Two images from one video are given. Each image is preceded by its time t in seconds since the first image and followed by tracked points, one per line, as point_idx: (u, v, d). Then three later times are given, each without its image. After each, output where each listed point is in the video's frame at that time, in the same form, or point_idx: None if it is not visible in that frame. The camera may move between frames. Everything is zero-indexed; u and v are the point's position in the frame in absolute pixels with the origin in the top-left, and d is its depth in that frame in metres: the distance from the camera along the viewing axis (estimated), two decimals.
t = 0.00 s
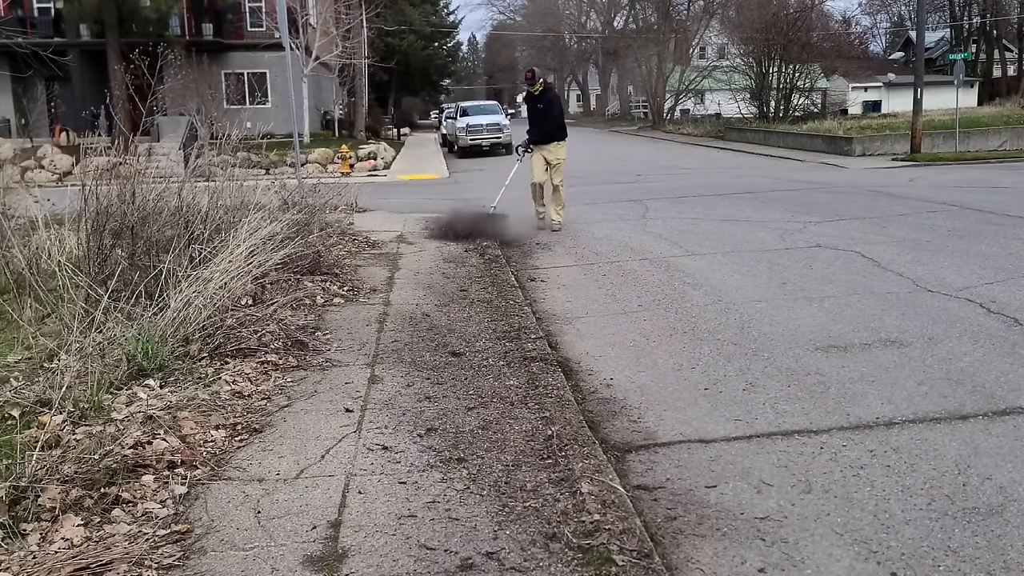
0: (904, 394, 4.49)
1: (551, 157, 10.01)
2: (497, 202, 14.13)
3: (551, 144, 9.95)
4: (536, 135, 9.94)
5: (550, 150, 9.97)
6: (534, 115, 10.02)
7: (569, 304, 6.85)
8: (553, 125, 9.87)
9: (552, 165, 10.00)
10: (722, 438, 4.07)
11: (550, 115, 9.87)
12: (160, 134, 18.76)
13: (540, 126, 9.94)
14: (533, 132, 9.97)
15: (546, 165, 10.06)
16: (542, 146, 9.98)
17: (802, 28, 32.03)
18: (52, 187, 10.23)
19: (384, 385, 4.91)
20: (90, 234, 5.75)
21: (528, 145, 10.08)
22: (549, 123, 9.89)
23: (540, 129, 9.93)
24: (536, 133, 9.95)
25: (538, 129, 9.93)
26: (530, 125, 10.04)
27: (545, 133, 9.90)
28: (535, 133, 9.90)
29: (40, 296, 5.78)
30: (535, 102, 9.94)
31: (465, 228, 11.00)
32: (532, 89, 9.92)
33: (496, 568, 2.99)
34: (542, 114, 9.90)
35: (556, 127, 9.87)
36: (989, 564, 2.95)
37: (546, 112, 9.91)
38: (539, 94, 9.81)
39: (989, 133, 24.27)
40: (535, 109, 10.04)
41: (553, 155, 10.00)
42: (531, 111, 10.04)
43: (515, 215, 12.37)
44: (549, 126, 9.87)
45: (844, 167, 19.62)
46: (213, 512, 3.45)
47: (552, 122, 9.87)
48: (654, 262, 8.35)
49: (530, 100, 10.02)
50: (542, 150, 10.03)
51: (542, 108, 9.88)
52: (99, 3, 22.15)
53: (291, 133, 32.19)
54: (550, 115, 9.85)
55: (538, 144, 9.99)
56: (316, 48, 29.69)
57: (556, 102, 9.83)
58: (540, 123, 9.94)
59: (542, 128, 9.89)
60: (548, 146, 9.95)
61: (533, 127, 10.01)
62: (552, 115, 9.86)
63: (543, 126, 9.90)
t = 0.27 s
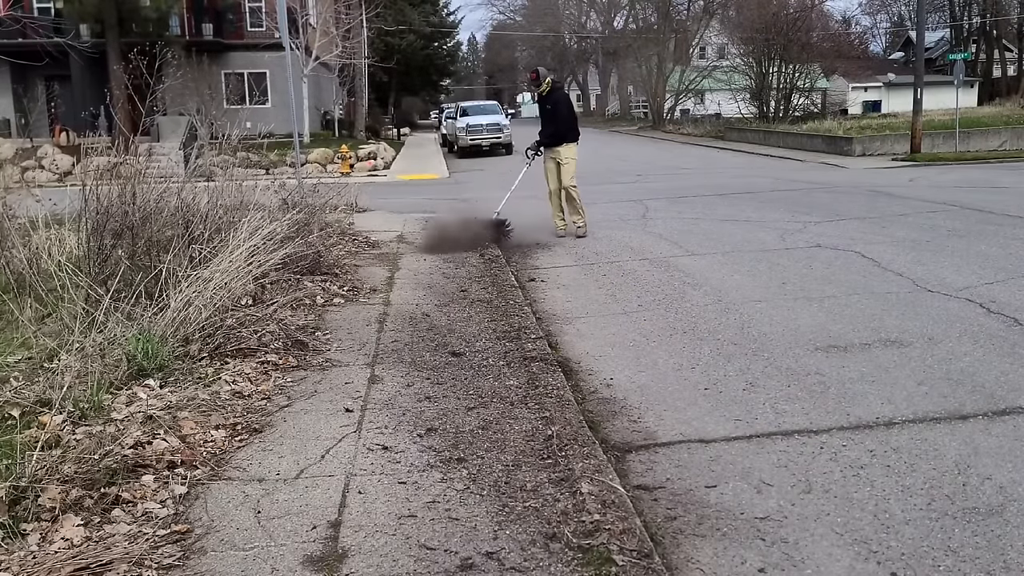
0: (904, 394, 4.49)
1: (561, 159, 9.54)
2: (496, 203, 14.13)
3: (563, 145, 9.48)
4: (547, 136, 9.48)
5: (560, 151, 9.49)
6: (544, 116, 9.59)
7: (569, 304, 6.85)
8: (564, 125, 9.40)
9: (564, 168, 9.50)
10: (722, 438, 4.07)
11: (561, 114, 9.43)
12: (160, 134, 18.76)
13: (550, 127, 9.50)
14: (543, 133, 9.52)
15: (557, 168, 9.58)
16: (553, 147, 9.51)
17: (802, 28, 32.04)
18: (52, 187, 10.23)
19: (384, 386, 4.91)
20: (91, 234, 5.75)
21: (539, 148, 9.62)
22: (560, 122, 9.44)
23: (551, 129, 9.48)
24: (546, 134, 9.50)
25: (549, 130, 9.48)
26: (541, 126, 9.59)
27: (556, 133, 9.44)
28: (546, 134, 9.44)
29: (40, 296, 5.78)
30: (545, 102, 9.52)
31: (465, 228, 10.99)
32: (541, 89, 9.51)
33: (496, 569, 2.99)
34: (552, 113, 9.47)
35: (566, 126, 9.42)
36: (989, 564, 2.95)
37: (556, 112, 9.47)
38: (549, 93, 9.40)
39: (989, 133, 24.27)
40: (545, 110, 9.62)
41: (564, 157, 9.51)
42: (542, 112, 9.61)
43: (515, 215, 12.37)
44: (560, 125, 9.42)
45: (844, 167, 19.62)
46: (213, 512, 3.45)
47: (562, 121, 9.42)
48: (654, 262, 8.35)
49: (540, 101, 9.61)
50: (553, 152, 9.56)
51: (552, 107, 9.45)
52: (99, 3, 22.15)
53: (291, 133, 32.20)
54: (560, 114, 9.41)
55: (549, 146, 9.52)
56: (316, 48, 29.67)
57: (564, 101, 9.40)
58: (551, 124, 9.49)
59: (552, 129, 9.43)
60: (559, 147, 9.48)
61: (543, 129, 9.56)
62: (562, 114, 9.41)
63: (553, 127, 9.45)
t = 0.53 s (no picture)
0: (904, 394, 4.49)
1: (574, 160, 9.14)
2: (497, 203, 14.14)
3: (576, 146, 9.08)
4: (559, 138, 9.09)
5: (574, 153, 9.09)
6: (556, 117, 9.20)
7: (569, 304, 6.85)
8: (575, 125, 9.00)
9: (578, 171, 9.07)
10: (722, 438, 4.07)
11: (573, 113, 9.02)
12: (160, 133, 18.75)
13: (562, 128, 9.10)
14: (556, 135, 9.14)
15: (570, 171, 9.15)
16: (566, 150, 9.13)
17: (801, 28, 32.04)
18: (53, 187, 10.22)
19: (384, 386, 4.91)
20: (91, 234, 5.75)
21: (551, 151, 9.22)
22: (573, 122, 9.05)
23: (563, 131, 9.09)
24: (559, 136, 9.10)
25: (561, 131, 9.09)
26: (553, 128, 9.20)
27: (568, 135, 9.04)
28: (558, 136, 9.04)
29: (41, 296, 5.78)
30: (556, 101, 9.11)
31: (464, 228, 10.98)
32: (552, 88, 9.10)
33: (496, 568, 2.99)
34: (564, 113, 9.07)
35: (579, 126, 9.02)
36: (989, 564, 2.95)
37: (568, 111, 9.06)
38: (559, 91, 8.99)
39: (989, 133, 24.27)
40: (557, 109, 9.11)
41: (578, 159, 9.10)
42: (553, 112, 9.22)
43: (515, 215, 12.36)
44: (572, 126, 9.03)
45: (844, 167, 19.61)
46: (213, 512, 3.45)
47: (575, 121, 9.01)
48: (654, 262, 8.35)
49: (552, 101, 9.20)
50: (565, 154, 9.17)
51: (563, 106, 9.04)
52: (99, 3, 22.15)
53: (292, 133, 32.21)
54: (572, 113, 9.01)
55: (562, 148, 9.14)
56: (316, 48, 29.67)
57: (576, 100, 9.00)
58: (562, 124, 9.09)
59: (565, 130, 9.03)
60: (572, 149, 9.09)
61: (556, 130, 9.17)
62: (574, 113, 9.00)
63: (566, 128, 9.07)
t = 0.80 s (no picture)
0: (904, 394, 4.49)
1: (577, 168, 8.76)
2: (497, 203, 14.14)
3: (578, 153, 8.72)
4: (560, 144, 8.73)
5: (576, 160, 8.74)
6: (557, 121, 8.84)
7: (569, 304, 6.85)
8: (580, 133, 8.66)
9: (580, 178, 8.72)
10: (722, 438, 4.07)
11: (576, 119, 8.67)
12: (160, 134, 18.76)
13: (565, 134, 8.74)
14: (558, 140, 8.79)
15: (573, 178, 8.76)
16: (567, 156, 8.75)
17: (801, 28, 32.04)
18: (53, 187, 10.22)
19: (384, 386, 4.91)
20: (91, 234, 5.75)
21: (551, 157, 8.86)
22: (576, 128, 8.69)
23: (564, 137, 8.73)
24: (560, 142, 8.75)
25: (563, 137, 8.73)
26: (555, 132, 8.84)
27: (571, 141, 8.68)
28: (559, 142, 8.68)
29: (41, 296, 5.78)
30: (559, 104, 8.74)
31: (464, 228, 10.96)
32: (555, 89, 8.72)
33: (496, 568, 2.99)
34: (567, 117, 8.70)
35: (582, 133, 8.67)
36: (989, 564, 2.95)
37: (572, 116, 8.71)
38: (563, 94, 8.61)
39: (989, 133, 24.27)
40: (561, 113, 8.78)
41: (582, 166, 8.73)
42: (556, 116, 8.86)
43: (515, 215, 12.36)
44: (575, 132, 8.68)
45: (844, 167, 19.62)
46: (213, 512, 3.45)
47: (578, 127, 8.66)
48: (654, 262, 8.35)
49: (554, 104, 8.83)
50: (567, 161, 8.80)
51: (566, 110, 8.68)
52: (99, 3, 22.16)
53: (292, 133, 32.21)
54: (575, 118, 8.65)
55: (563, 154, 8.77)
56: (316, 47, 29.65)
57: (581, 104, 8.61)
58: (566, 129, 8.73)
59: (568, 136, 8.66)
60: (575, 156, 8.72)
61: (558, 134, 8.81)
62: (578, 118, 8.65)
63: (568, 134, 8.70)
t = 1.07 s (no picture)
0: (904, 394, 4.49)
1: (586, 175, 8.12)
2: (496, 203, 14.14)
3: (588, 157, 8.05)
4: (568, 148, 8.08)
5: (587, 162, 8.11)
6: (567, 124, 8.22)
7: (569, 304, 6.85)
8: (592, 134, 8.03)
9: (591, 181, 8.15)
10: (722, 438, 4.07)
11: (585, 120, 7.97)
12: (160, 134, 18.75)
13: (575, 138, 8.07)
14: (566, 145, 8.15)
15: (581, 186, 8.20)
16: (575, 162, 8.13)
17: (802, 28, 32.02)
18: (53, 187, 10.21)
19: (384, 386, 4.91)
20: (91, 234, 5.75)
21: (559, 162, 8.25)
22: (586, 131, 7.97)
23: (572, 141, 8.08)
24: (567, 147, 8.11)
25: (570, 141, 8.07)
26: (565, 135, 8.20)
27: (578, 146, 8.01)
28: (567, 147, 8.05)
29: (41, 296, 5.77)
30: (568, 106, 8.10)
31: (464, 228, 10.96)
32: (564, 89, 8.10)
33: (496, 568, 2.99)
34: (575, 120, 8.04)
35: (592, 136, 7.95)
36: (989, 564, 2.95)
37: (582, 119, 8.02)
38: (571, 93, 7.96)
39: (989, 133, 24.26)
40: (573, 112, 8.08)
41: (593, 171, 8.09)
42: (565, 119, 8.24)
43: (515, 215, 12.36)
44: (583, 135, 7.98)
45: (844, 167, 19.62)
46: (213, 511, 3.46)
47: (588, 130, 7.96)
48: (654, 262, 8.35)
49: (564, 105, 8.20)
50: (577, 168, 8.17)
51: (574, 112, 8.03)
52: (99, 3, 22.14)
53: (292, 133, 32.22)
54: (584, 119, 7.95)
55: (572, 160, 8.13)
56: (316, 47, 29.62)
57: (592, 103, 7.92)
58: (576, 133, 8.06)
59: (577, 139, 8.00)
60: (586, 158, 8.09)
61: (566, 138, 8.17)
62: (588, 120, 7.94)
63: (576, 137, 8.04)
